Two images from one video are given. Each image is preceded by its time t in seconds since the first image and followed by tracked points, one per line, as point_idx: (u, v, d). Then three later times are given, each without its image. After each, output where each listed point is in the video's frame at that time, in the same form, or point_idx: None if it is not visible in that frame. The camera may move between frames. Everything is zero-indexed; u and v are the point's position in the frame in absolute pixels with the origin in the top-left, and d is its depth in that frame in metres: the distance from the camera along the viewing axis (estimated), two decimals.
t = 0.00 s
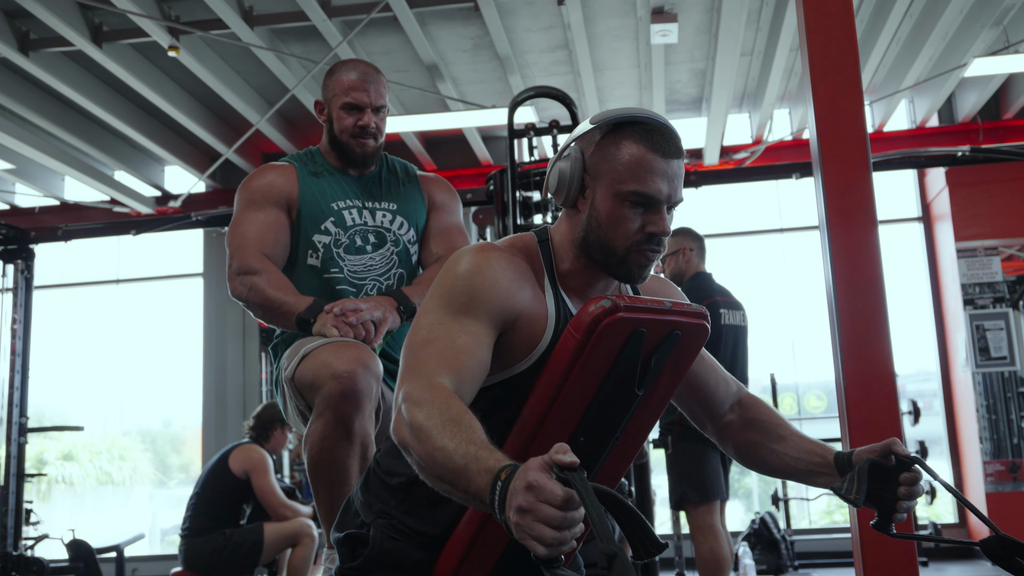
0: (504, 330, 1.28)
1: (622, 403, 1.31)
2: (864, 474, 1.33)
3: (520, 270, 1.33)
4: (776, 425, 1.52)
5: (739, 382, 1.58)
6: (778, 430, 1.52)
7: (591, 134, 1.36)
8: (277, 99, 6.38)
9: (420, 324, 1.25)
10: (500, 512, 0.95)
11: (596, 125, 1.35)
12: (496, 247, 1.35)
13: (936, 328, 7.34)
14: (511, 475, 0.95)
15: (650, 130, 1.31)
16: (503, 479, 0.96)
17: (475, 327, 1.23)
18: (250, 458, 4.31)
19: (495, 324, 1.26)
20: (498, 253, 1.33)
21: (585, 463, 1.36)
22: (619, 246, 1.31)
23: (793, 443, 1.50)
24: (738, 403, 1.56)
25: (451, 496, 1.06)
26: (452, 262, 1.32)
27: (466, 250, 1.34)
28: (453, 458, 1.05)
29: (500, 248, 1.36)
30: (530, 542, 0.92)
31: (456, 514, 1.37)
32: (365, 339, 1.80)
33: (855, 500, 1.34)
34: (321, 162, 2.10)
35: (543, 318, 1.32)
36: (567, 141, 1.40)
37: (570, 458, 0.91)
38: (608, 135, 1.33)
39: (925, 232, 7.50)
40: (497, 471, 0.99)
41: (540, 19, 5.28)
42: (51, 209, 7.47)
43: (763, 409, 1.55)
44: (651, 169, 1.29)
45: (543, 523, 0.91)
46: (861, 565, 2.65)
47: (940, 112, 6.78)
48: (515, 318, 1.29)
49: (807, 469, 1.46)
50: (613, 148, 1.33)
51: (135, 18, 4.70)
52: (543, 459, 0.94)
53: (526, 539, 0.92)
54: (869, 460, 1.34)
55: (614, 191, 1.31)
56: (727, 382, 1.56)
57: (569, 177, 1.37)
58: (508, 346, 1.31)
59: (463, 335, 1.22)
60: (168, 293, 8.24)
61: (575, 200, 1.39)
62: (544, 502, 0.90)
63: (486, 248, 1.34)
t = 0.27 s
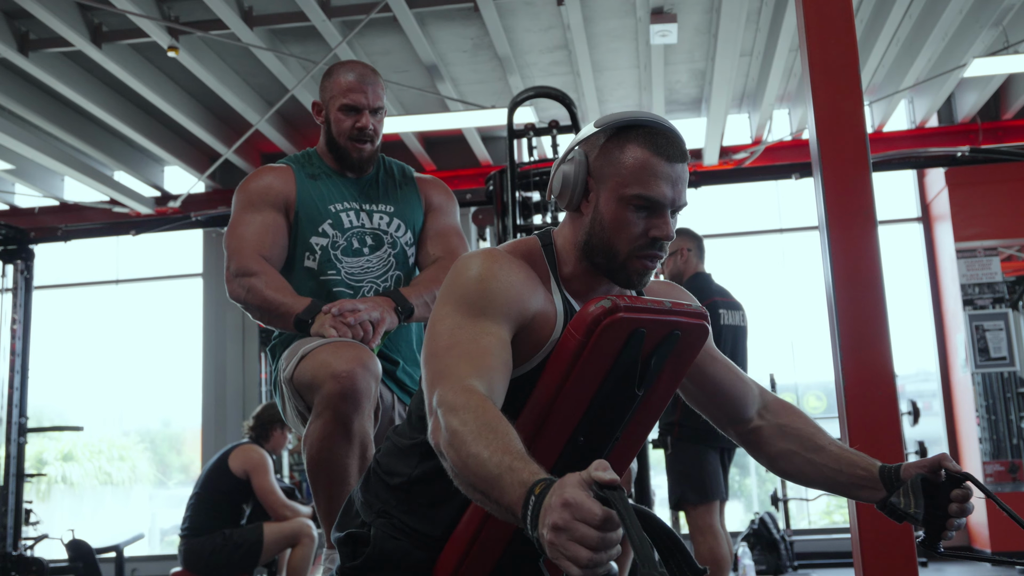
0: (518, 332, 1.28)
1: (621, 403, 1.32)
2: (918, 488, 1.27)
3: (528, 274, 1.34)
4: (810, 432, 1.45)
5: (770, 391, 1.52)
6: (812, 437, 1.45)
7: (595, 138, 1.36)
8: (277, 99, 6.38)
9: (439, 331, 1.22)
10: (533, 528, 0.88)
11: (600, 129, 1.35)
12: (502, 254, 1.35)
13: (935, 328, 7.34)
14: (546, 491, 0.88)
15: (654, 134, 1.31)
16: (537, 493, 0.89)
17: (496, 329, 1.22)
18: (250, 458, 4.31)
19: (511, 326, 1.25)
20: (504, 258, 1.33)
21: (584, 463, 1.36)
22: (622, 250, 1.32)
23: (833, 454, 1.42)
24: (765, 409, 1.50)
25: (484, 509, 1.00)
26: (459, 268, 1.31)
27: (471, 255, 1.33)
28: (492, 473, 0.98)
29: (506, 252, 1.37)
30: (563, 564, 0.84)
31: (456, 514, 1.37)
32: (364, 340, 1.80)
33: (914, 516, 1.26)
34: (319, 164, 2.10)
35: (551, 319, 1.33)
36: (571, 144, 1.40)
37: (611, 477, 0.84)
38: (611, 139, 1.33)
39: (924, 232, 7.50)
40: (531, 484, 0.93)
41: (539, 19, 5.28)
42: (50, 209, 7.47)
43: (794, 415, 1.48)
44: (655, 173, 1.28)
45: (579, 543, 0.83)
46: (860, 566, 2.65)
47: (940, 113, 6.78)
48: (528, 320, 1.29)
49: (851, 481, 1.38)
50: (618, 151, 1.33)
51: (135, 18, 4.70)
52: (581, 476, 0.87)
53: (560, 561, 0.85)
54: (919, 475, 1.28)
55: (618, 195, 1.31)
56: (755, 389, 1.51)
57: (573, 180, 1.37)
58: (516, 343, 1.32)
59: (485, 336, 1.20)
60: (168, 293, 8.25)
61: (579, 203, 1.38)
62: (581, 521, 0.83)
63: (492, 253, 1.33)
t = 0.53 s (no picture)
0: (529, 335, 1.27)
1: (618, 403, 1.32)
2: (953, 508, 1.25)
3: (536, 278, 1.33)
4: (834, 436, 1.42)
5: (792, 395, 1.49)
6: (837, 442, 1.41)
7: (596, 139, 1.36)
8: (276, 99, 6.38)
9: (454, 336, 1.20)
10: (557, 543, 0.85)
11: (602, 130, 1.35)
12: (508, 260, 1.34)
13: (934, 328, 7.34)
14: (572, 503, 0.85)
15: (655, 135, 1.30)
16: (562, 505, 0.86)
17: (513, 333, 1.21)
18: (250, 458, 4.31)
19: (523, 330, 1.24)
20: (511, 264, 1.31)
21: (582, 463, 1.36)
22: (622, 252, 1.32)
23: (860, 460, 1.38)
24: (786, 411, 1.46)
25: (511, 516, 0.97)
26: (466, 272, 1.29)
27: (476, 260, 1.31)
28: (524, 480, 0.94)
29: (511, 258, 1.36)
30: None
31: (454, 516, 1.36)
32: (362, 340, 1.80)
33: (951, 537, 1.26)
34: (316, 166, 2.10)
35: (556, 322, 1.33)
36: (573, 146, 1.40)
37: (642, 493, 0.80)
38: (612, 140, 1.33)
39: (923, 232, 7.51)
40: (557, 495, 0.89)
41: (538, 19, 5.28)
42: (49, 209, 7.47)
43: (818, 417, 1.44)
44: (657, 174, 1.28)
45: (605, 561, 0.79)
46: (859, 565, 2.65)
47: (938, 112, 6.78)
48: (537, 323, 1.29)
49: (881, 490, 1.35)
50: (619, 152, 1.32)
51: (134, 18, 4.70)
52: (610, 492, 0.84)
53: None
54: (952, 489, 1.26)
55: (619, 197, 1.31)
56: (774, 392, 1.48)
57: (575, 182, 1.37)
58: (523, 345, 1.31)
59: (504, 339, 1.18)
60: (167, 294, 8.25)
61: (580, 205, 1.39)
62: (608, 538, 0.79)
63: (498, 259, 1.32)
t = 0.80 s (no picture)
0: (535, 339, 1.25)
1: (613, 404, 1.32)
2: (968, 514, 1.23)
3: (541, 283, 1.31)
4: (844, 436, 1.41)
5: (800, 391, 1.49)
6: (848, 443, 1.40)
7: (596, 141, 1.36)
8: (272, 100, 6.38)
9: (463, 340, 1.16)
10: (571, 550, 0.82)
11: (601, 132, 1.35)
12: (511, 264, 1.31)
13: (930, 328, 7.36)
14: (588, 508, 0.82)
15: (654, 137, 1.30)
16: (577, 511, 0.83)
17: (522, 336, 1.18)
18: (246, 459, 4.30)
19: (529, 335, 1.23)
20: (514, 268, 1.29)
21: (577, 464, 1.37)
22: (623, 254, 1.32)
23: (872, 462, 1.37)
24: (792, 409, 1.46)
25: (528, 520, 0.93)
26: (470, 275, 1.26)
27: (479, 263, 1.28)
28: (540, 483, 0.91)
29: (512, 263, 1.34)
30: None
31: (451, 518, 1.36)
32: (356, 340, 1.80)
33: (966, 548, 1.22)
34: (311, 167, 2.10)
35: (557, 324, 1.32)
36: (573, 147, 1.40)
37: (661, 502, 0.77)
38: (612, 142, 1.33)
39: (919, 232, 7.52)
40: (572, 500, 0.86)
41: (534, 20, 5.29)
42: (45, 209, 7.45)
43: (825, 415, 1.44)
44: (659, 176, 1.28)
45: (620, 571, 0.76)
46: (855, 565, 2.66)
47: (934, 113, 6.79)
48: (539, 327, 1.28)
49: (893, 493, 1.35)
50: (619, 154, 1.32)
51: (129, 18, 4.69)
52: (628, 500, 0.81)
53: None
54: (968, 494, 1.24)
55: (619, 199, 1.31)
56: (781, 390, 1.48)
57: (575, 184, 1.37)
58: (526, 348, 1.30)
59: (517, 342, 1.16)
60: (164, 294, 8.24)
61: (580, 207, 1.39)
62: (625, 547, 0.76)
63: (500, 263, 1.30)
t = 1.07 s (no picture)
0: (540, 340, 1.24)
1: (611, 404, 1.32)
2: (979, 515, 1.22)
3: (545, 284, 1.31)
4: (852, 435, 1.40)
5: (805, 388, 1.48)
6: (854, 441, 1.39)
7: (593, 142, 1.36)
8: (269, 100, 6.37)
9: (470, 339, 1.16)
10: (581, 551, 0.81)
11: (599, 133, 1.35)
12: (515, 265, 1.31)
13: (928, 328, 7.36)
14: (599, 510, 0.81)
15: (653, 137, 1.30)
16: (588, 511, 0.82)
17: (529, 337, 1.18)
18: (243, 459, 4.30)
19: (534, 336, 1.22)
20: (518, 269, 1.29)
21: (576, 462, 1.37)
22: (623, 254, 1.32)
23: (881, 462, 1.36)
24: (798, 407, 1.45)
25: (539, 519, 0.92)
26: (475, 275, 1.26)
27: (483, 265, 1.28)
28: (551, 481, 0.90)
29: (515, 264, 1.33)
30: None
31: (449, 517, 1.36)
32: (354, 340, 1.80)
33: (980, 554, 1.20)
34: (309, 165, 2.10)
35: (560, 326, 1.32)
36: (571, 148, 1.40)
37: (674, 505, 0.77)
38: (611, 143, 1.33)
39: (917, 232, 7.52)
40: (583, 500, 0.85)
41: (532, 20, 5.29)
42: (43, 210, 7.44)
43: (830, 413, 1.43)
44: (658, 177, 1.28)
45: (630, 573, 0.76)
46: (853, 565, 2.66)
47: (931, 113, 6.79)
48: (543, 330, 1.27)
49: (901, 493, 1.34)
50: (617, 155, 1.32)
51: (126, 18, 4.69)
52: (640, 502, 0.80)
53: None
54: (978, 497, 1.25)
55: (618, 199, 1.31)
56: (786, 387, 1.47)
57: (573, 185, 1.37)
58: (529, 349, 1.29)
59: (525, 342, 1.15)
60: (162, 294, 8.24)
61: (579, 208, 1.39)
62: (637, 550, 0.76)
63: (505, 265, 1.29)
